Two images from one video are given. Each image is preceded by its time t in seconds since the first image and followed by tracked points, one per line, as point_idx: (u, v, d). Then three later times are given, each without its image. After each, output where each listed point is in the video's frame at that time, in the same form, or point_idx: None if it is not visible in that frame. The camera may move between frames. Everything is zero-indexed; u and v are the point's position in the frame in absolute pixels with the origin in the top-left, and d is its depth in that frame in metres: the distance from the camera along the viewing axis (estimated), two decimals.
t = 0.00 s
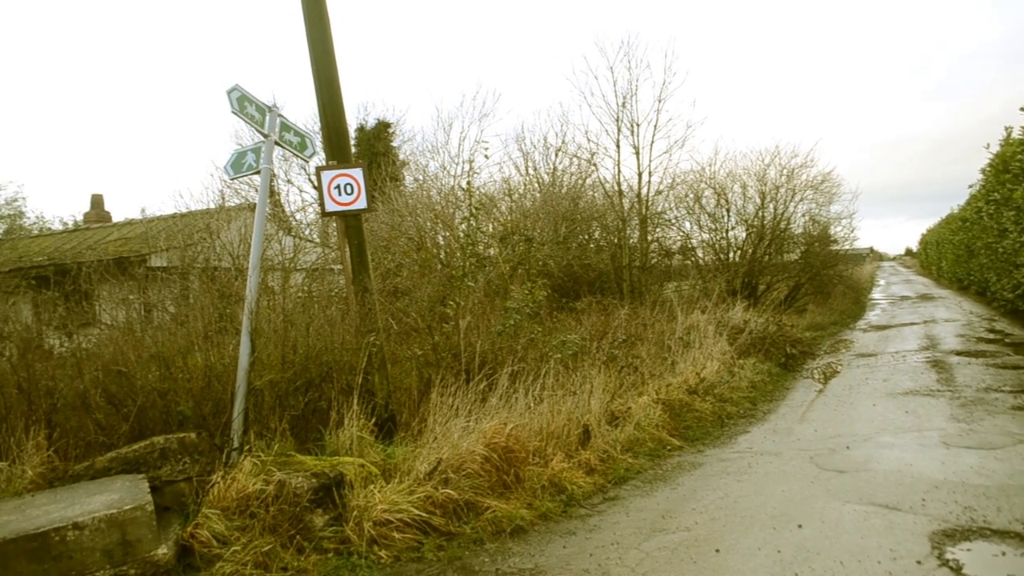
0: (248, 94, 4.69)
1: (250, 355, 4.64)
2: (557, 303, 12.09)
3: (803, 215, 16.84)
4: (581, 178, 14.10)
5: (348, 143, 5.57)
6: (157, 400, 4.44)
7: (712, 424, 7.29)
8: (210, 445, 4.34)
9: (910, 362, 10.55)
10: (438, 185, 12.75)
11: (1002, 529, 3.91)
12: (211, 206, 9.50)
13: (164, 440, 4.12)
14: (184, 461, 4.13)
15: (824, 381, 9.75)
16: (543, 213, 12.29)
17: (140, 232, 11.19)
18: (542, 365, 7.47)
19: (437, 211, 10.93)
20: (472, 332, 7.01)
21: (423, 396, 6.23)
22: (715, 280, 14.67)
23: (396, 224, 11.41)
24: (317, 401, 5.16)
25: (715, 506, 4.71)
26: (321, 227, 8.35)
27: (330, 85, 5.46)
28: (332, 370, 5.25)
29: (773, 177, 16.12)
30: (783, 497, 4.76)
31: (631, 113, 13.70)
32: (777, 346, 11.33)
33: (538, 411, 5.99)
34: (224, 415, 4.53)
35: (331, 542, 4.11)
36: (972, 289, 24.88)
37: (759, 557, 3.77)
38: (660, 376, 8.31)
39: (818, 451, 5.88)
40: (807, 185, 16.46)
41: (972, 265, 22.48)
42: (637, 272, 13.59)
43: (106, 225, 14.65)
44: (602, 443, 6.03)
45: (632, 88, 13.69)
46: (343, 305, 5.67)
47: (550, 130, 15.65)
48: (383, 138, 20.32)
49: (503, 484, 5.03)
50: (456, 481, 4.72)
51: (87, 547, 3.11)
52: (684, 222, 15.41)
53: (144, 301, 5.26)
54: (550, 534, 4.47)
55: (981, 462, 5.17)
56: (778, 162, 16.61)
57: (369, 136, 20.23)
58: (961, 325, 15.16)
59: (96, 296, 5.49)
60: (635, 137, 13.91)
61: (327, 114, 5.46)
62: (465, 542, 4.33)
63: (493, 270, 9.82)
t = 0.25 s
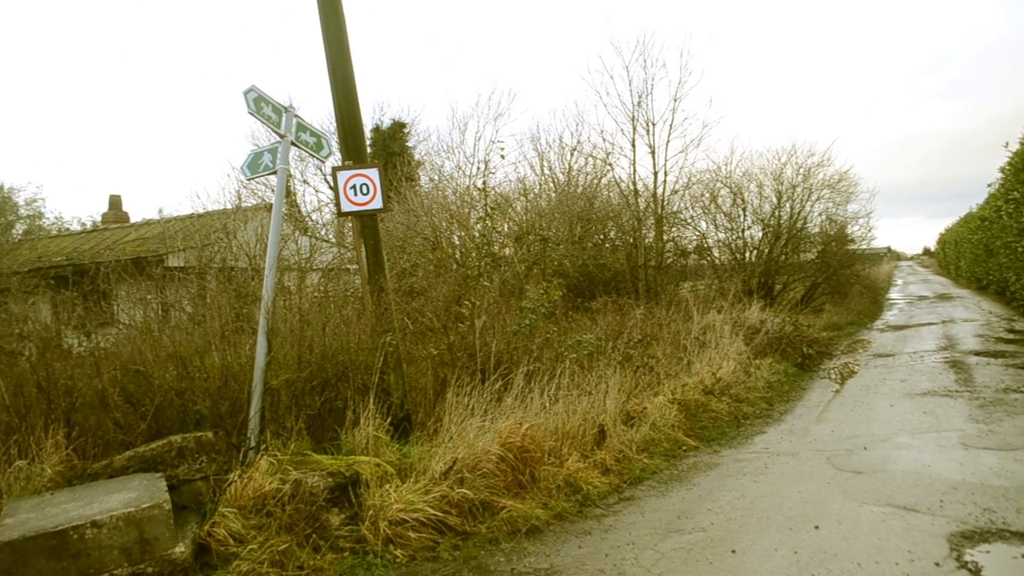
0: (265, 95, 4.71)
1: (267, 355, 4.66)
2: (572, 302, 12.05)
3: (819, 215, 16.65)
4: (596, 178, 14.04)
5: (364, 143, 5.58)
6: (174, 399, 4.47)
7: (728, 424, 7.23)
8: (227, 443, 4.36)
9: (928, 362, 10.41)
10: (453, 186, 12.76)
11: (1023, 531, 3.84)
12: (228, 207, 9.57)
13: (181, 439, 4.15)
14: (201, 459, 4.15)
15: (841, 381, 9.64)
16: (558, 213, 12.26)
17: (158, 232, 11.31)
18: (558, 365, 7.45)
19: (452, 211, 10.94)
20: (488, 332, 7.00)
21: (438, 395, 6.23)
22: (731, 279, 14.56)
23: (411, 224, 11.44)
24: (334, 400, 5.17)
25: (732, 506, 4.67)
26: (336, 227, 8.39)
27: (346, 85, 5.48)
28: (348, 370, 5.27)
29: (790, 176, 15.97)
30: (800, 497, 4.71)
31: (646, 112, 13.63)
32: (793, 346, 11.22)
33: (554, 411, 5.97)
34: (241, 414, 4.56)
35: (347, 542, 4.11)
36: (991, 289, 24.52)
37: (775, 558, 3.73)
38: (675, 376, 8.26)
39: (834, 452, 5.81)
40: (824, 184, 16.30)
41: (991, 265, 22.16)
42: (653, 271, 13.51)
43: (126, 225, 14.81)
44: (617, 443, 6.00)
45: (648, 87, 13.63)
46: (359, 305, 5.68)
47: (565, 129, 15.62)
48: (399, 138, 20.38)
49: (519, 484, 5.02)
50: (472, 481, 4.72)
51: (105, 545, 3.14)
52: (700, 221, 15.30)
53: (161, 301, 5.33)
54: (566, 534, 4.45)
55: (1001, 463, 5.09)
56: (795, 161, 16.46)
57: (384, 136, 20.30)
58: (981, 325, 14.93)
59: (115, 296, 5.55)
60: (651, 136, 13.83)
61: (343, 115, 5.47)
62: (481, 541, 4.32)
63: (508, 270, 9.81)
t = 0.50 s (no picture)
0: (280, 95, 4.73)
1: (282, 355, 4.68)
2: (587, 302, 12.00)
3: (836, 214, 16.47)
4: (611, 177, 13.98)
5: (379, 143, 5.59)
6: (191, 398, 4.50)
7: (744, 424, 7.16)
8: (243, 442, 4.38)
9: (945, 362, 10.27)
10: (467, 186, 12.76)
11: None
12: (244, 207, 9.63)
13: (198, 438, 4.17)
14: (217, 458, 4.17)
15: (857, 381, 9.53)
16: (572, 212, 12.22)
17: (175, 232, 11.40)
18: (572, 365, 7.43)
19: (467, 211, 10.94)
20: (502, 332, 6.99)
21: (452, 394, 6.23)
22: (746, 279, 14.44)
23: (425, 223, 11.45)
24: (349, 399, 5.18)
25: (747, 506, 4.62)
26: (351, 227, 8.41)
27: (361, 86, 5.49)
28: (363, 369, 5.28)
29: (805, 175, 15.82)
30: (817, 498, 4.65)
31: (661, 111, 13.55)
32: (809, 346, 11.11)
33: (568, 411, 5.94)
34: (256, 414, 4.57)
35: (361, 541, 4.12)
36: (1010, 289, 24.16)
37: (791, 558, 3.69)
38: (690, 376, 8.20)
39: (851, 452, 5.74)
40: (840, 182, 16.12)
41: (1010, 264, 21.83)
42: (668, 271, 13.42)
43: (144, 225, 14.93)
44: (632, 443, 5.96)
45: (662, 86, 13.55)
46: (374, 304, 5.69)
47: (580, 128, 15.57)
48: (413, 137, 20.41)
49: (534, 484, 5.00)
50: (486, 481, 4.71)
51: (122, 543, 3.17)
52: (715, 221, 15.19)
53: (178, 300, 5.37)
54: (580, 534, 4.42)
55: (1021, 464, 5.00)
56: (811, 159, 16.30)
57: (399, 136, 20.35)
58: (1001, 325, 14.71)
59: (132, 296, 5.61)
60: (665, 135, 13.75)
61: (358, 115, 5.48)
62: (496, 541, 4.31)
63: (522, 270, 9.80)
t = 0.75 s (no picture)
0: (296, 96, 4.74)
1: (298, 354, 4.70)
2: (602, 301, 11.96)
3: (853, 213, 16.28)
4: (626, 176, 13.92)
5: (395, 144, 5.59)
6: (208, 397, 4.53)
7: (760, 424, 7.10)
8: (260, 441, 4.41)
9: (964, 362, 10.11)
10: (482, 186, 12.77)
11: None
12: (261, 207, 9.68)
13: (215, 437, 4.20)
14: (234, 457, 4.20)
15: (875, 381, 9.42)
16: (587, 212, 12.18)
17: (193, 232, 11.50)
18: (588, 364, 7.40)
19: (482, 211, 10.94)
20: (518, 331, 6.97)
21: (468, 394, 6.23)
22: (763, 278, 14.32)
23: (441, 224, 11.47)
24: (365, 399, 5.20)
25: (764, 507, 4.57)
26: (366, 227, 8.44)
27: (377, 86, 5.50)
28: (379, 369, 5.29)
29: (822, 174, 15.66)
30: (834, 499, 4.60)
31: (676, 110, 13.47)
32: (826, 346, 10.99)
33: (584, 410, 5.92)
34: (273, 412, 4.60)
35: (377, 540, 4.12)
36: None
37: (807, 559, 3.64)
38: (706, 376, 8.14)
39: (869, 453, 5.67)
40: (858, 181, 15.94)
41: None
42: (683, 271, 13.33)
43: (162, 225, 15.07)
44: (648, 443, 5.93)
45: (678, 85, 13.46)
46: (390, 304, 5.70)
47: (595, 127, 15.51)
48: (429, 138, 20.45)
49: (549, 484, 4.98)
50: (502, 480, 4.70)
51: (141, 540, 3.19)
52: (731, 220, 15.07)
53: (195, 300, 5.41)
54: (596, 534, 4.40)
55: None
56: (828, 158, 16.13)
57: (415, 136, 20.40)
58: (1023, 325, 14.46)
59: (150, 296, 5.66)
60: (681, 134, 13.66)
61: (374, 115, 5.49)
62: (511, 540, 4.29)
63: (537, 270, 9.78)
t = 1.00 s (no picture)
0: (312, 96, 4.78)
1: (314, 353, 4.72)
2: (617, 301, 11.90)
3: (870, 212, 16.09)
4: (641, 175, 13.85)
5: (410, 144, 5.60)
6: (224, 396, 4.57)
7: (776, 425, 7.03)
8: (275, 440, 4.43)
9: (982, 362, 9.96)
10: (497, 186, 12.76)
11: None
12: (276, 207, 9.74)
13: (231, 436, 4.25)
14: (250, 456, 4.23)
15: (892, 381, 9.31)
16: (602, 212, 12.13)
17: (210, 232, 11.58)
18: (603, 364, 7.37)
19: (497, 211, 10.93)
20: (532, 331, 6.96)
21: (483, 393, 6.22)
22: (779, 278, 14.20)
23: (455, 224, 11.47)
24: (380, 398, 5.21)
25: (780, 508, 4.52)
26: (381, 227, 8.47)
27: (392, 88, 5.51)
28: (394, 368, 5.29)
29: (839, 172, 15.51)
30: (851, 499, 4.54)
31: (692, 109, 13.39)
32: (843, 346, 10.87)
33: (598, 410, 5.89)
34: (289, 412, 4.63)
35: (392, 539, 4.12)
36: None
37: (823, 560, 3.60)
38: (722, 376, 8.08)
39: (886, 453, 5.60)
40: (875, 180, 15.76)
41: None
42: (699, 270, 13.23)
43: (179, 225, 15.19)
44: (663, 443, 5.89)
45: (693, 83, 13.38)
46: (405, 304, 5.71)
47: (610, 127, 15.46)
48: (444, 138, 20.48)
49: (564, 483, 4.96)
50: (517, 480, 4.68)
51: (158, 538, 3.22)
52: (747, 220, 14.94)
53: (211, 300, 5.46)
54: (611, 534, 4.38)
55: None
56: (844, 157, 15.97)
57: (430, 136, 20.43)
58: None
59: (167, 296, 5.71)
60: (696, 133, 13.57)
61: (389, 116, 5.50)
62: (526, 540, 4.28)
63: (551, 269, 9.75)
